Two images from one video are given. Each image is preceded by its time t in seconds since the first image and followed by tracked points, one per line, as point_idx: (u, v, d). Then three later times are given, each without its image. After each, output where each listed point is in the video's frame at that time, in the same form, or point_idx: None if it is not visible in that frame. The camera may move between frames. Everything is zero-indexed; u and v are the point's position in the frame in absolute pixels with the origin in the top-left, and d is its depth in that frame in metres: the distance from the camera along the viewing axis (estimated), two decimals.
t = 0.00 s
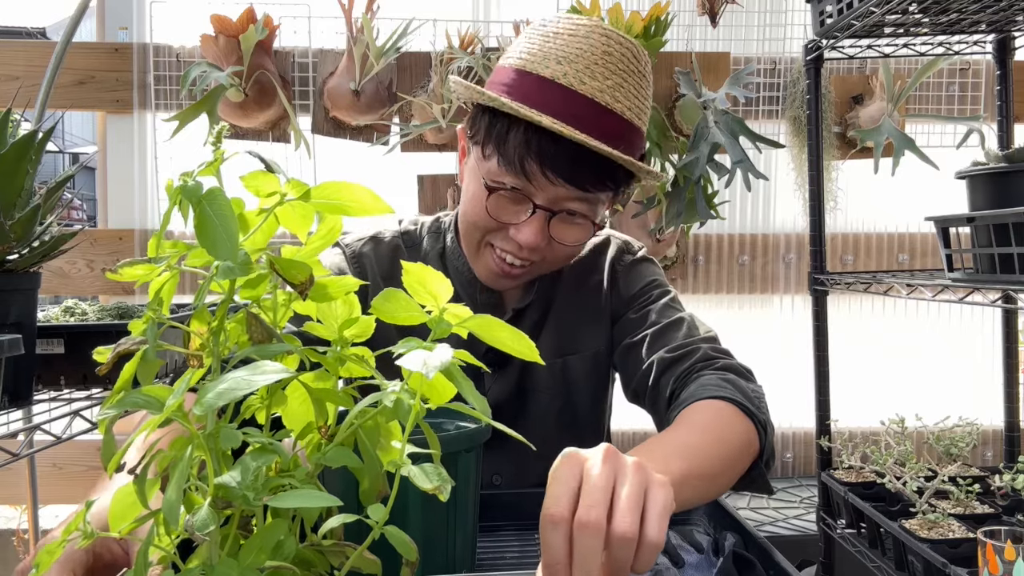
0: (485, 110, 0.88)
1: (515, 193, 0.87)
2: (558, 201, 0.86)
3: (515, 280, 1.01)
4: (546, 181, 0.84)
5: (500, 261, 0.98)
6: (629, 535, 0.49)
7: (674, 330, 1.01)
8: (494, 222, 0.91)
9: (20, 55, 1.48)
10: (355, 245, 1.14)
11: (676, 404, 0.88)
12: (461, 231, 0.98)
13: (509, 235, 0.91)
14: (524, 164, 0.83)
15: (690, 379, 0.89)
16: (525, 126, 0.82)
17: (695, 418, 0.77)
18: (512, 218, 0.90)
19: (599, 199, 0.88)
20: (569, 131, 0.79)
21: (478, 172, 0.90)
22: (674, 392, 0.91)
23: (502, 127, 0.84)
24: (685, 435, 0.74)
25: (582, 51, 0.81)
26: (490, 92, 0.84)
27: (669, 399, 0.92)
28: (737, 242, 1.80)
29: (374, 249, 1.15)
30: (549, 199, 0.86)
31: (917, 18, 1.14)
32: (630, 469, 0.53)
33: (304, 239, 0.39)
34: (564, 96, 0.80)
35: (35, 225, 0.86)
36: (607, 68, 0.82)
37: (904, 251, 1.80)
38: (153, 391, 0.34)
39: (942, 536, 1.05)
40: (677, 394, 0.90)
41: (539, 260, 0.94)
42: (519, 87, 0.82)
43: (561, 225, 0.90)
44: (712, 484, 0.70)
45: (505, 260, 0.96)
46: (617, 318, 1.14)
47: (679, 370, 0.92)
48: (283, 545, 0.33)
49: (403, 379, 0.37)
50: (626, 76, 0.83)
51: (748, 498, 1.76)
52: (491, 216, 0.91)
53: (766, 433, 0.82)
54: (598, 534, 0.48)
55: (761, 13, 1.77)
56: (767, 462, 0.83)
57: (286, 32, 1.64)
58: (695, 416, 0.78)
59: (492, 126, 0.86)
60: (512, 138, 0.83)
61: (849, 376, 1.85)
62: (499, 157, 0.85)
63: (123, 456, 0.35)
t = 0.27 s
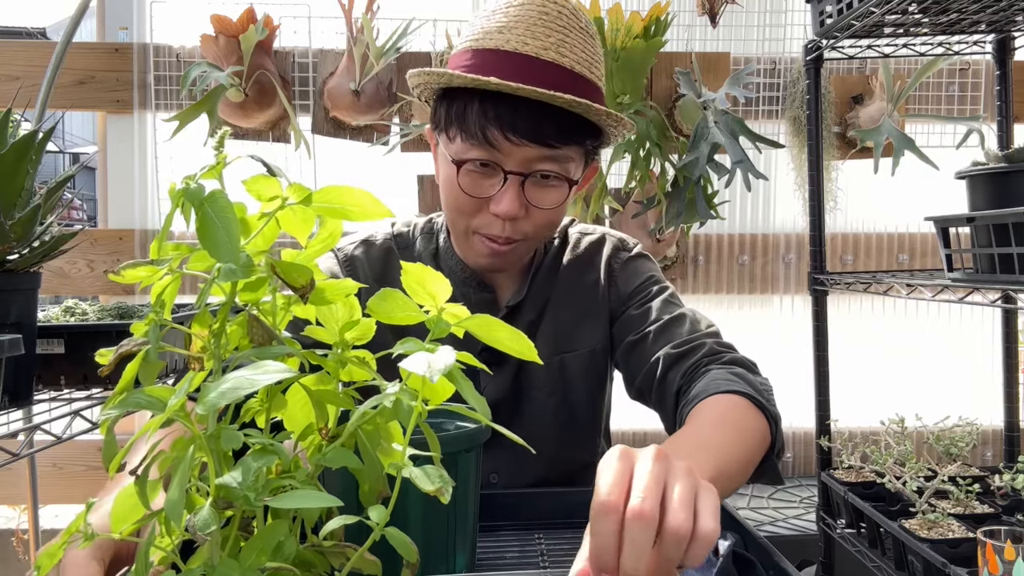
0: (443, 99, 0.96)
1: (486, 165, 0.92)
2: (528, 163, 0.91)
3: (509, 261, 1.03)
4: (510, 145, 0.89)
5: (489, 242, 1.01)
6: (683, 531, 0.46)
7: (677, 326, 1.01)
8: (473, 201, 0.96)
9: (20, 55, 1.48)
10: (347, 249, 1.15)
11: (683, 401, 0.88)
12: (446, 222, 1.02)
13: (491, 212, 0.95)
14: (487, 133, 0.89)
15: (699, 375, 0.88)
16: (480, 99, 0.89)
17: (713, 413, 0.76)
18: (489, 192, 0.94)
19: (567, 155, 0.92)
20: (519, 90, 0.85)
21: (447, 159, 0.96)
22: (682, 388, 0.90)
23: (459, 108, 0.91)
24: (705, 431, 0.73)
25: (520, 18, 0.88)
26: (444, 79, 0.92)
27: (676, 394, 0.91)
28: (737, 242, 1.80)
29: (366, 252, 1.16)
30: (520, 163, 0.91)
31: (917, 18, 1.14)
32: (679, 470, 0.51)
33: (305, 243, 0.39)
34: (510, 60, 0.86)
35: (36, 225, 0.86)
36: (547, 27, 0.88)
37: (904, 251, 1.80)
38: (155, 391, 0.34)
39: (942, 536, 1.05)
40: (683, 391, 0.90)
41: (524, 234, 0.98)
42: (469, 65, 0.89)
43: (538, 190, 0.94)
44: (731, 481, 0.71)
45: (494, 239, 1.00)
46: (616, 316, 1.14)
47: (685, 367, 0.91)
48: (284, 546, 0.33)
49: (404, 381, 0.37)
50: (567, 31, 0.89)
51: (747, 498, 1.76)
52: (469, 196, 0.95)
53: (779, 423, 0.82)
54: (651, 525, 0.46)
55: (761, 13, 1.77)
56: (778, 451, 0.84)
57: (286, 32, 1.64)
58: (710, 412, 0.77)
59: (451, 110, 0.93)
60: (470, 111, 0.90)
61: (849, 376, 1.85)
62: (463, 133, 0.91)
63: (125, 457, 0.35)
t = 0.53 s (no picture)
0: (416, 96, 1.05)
1: (464, 150, 0.99)
2: (505, 143, 0.98)
3: (497, 248, 1.08)
4: (485, 126, 0.97)
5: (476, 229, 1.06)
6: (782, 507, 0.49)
7: (667, 305, 0.99)
8: (455, 188, 1.02)
9: (20, 55, 1.48)
10: (340, 252, 1.15)
11: (682, 372, 0.83)
12: (432, 216, 1.08)
13: (473, 195, 1.01)
14: (462, 118, 0.97)
15: (691, 344, 0.85)
16: (450, 86, 0.97)
17: (734, 378, 0.72)
18: (470, 177, 1.01)
19: (540, 132, 1.00)
20: (485, 72, 0.94)
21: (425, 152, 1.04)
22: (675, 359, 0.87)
23: (432, 100, 1.00)
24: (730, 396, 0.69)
25: (480, 5, 0.97)
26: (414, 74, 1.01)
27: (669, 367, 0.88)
28: (737, 242, 1.80)
29: (359, 254, 1.16)
30: (497, 144, 0.98)
31: (917, 18, 1.14)
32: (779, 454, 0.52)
33: (308, 242, 0.38)
34: (475, 44, 0.94)
35: (36, 225, 0.86)
36: (505, 11, 0.97)
37: (904, 251, 1.80)
38: (156, 391, 0.34)
39: (942, 536, 1.05)
40: (679, 361, 0.85)
41: (509, 217, 1.04)
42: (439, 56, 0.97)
43: (518, 168, 1.01)
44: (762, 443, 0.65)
45: (480, 224, 1.05)
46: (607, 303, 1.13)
47: (680, 339, 0.88)
48: (285, 546, 0.33)
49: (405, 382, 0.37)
50: (526, 12, 0.97)
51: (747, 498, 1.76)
52: (452, 182, 1.02)
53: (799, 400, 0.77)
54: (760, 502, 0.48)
55: (761, 13, 1.77)
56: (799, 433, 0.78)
57: (286, 32, 1.64)
58: (722, 387, 0.73)
59: (424, 105, 1.02)
60: (443, 101, 0.98)
61: (849, 376, 1.86)
62: (439, 123, 0.99)
63: (126, 456, 0.35)
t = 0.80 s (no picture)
0: (409, 89, 1.06)
1: (457, 137, 1.00)
2: (498, 130, 0.99)
3: (491, 239, 1.08)
4: (478, 112, 0.98)
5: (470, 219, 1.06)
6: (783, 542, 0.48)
7: (648, 288, 0.99)
8: (448, 177, 1.02)
9: (20, 55, 1.48)
10: (335, 253, 1.15)
11: (662, 351, 0.82)
12: (425, 207, 1.08)
13: (467, 184, 1.02)
14: (455, 105, 0.98)
15: (668, 323, 0.85)
16: (444, 74, 0.99)
17: (726, 363, 0.71)
18: (463, 165, 1.01)
19: (532, 119, 1.01)
20: (477, 57, 0.96)
21: (419, 142, 1.05)
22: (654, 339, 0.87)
23: (425, 91, 1.02)
24: (723, 386, 0.68)
25: None
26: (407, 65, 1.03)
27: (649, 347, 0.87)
28: (737, 242, 1.80)
29: (354, 255, 1.16)
30: (491, 130, 0.99)
31: (917, 18, 1.14)
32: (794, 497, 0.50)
33: (305, 242, 0.38)
34: (467, 34, 0.97)
35: (35, 225, 0.86)
36: (496, 6, 1.00)
37: (904, 251, 1.80)
38: (154, 392, 0.34)
39: (941, 536, 1.04)
40: (658, 339, 0.85)
41: (503, 206, 1.04)
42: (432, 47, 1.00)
43: (511, 155, 1.01)
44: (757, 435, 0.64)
45: (474, 214, 1.05)
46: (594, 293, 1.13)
47: (658, 317, 0.88)
48: (284, 545, 0.33)
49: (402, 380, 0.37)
50: (515, 6, 1.01)
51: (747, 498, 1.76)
52: (445, 170, 1.02)
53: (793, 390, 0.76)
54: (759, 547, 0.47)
55: (761, 13, 1.77)
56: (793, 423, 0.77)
57: (286, 32, 1.64)
58: (714, 369, 0.71)
59: (418, 96, 1.03)
60: (436, 89, 1.00)
61: (848, 376, 1.85)
62: (432, 112, 1.01)
63: (125, 457, 0.35)
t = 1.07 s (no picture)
0: (409, 88, 1.07)
1: (457, 135, 1.00)
2: (499, 128, 0.99)
3: (491, 237, 1.08)
4: (478, 110, 0.98)
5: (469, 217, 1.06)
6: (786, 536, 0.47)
7: (647, 290, 0.99)
8: (448, 175, 1.02)
9: (20, 55, 1.48)
10: (334, 254, 1.15)
11: (661, 353, 0.82)
12: (424, 205, 1.08)
13: (467, 181, 1.01)
14: (455, 103, 0.99)
15: (666, 326, 0.86)
16: (444, 72, 0.99)
17: (724, 365, 0.71)
18: (463, 163, 1.01)
19: (532, 118, 1.01)
20: (478, 55, 0.96)
21: (418, 140, 1.05)
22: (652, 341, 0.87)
23: (425, 90, 1.02)
24: (722, 388, 0.68)
25: None
26: (407, 63, 1.03)
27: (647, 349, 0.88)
28: (737, 242, 1.80)
29: (353, 256, 1.16)
30: (491, 128, 0.99)
31: (917, 18, 1.14)
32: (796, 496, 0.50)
33: (307, 244, 0.38)
34: (468, 32, 0.97)
35: (35, 225, 0.86)
36: (496, 5, 1.00)
37: (904, 251, 1.80)
38: (155, 392, 0.34)
39: (942, 536, 1.04)
40: (657, 341, 0.85)
41: (503, 203, 1.04)
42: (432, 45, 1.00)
43: (511, 153, 1.02)
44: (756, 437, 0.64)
45: (474, 212, 1.05)
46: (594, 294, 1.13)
47: (657, 320, 0.88)
48: (284, 545, 0.33)
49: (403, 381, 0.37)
50: (515, 6, 1.01)
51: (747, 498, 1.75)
52: (445, 168, 1.02)
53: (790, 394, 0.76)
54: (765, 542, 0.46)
55: (761, 13, 1.77)
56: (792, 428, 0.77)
57: (286, 32, 1.64)
58: (712, 371, 0.71)
59: (418, 95, 1.03)
60: (436, 87, 1.00)
61: (849, 376, 1.85)
62: (432, 110, 1.01)
63: (126, 458, 0.35)
